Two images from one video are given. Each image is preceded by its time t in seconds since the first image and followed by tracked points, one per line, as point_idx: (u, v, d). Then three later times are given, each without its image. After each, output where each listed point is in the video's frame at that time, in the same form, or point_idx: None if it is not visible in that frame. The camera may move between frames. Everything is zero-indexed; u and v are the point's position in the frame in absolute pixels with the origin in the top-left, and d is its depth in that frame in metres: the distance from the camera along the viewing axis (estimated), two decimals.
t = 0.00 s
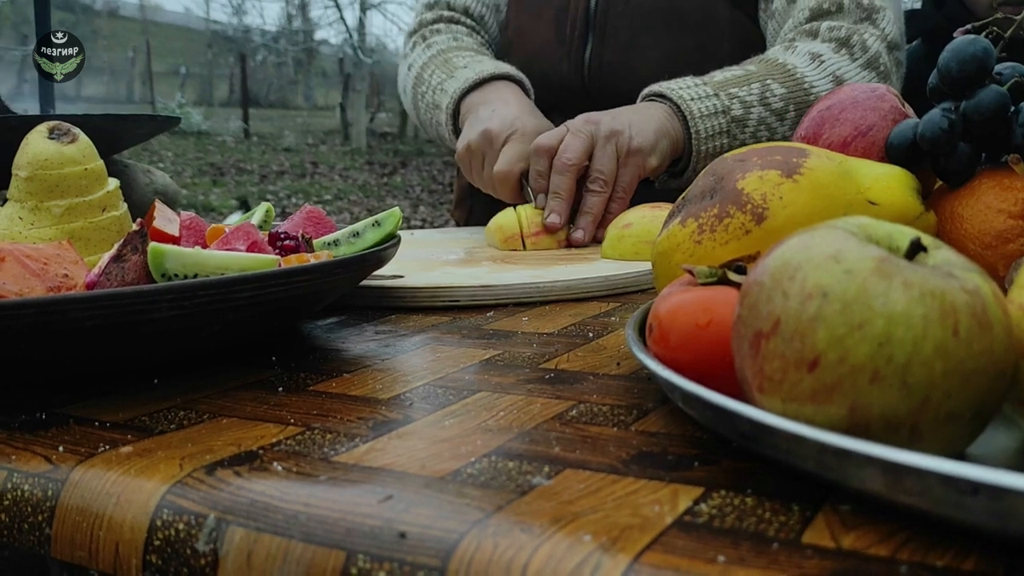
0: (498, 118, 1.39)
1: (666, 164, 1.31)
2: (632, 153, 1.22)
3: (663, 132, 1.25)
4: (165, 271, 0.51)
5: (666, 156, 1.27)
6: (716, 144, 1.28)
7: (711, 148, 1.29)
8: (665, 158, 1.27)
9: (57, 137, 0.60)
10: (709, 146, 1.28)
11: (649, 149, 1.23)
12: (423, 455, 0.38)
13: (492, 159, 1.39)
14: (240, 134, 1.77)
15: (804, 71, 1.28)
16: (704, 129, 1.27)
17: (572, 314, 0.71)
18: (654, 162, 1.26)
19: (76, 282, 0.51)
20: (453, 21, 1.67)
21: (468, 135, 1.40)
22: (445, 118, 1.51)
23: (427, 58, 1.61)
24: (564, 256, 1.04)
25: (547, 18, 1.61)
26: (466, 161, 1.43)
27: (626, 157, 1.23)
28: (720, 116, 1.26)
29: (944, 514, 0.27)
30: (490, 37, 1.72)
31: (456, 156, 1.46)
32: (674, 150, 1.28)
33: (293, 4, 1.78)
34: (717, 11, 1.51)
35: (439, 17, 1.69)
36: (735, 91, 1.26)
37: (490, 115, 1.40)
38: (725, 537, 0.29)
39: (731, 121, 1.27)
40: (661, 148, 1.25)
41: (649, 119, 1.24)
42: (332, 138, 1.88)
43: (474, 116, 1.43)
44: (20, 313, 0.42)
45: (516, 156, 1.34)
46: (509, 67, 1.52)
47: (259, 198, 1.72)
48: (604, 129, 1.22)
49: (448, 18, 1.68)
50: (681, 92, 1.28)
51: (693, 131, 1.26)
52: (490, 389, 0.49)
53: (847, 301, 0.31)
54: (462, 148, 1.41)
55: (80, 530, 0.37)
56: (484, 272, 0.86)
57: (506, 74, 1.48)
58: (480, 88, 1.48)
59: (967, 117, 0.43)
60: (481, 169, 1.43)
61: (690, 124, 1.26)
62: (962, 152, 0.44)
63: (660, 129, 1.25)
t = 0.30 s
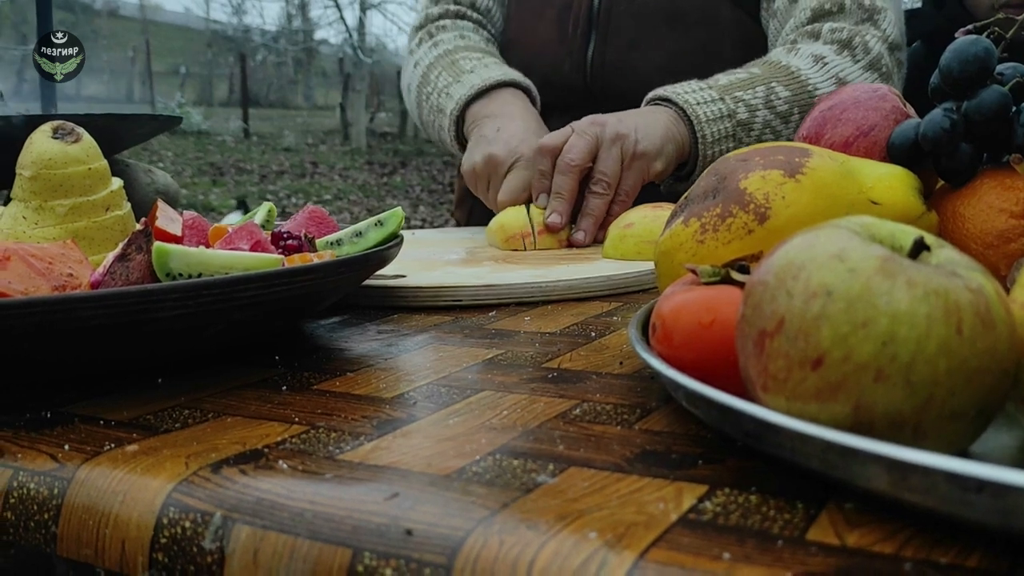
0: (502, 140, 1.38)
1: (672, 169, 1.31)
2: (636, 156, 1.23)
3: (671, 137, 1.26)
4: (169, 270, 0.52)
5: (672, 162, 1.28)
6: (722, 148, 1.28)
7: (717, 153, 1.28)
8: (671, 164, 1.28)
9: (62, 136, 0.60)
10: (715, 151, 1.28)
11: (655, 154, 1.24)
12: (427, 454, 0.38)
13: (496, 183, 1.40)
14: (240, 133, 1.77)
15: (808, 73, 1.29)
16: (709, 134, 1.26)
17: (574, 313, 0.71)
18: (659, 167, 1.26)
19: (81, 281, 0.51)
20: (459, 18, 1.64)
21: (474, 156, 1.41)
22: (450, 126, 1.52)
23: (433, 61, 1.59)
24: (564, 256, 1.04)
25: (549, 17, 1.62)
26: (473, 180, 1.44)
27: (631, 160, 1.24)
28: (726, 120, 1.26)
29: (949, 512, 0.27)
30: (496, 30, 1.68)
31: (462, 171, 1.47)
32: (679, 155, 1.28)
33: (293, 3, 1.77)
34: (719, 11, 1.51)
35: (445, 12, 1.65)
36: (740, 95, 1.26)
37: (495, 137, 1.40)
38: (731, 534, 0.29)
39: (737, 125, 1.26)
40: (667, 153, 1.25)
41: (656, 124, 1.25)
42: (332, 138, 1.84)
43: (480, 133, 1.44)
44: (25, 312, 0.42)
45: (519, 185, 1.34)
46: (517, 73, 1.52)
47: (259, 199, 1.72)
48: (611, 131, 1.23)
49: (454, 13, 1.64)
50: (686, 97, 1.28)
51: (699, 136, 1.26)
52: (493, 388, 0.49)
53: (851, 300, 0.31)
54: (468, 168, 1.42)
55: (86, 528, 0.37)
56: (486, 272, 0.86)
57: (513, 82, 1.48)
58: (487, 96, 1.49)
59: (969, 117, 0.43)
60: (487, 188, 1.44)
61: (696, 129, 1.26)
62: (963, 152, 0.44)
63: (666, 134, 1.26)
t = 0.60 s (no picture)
0: (502, 104, 1.39)
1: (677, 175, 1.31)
2: (642, 160, 1.23)
3: (678, 144, 1.26)
4: (169, 269, 0.52)
5: (677, 169, 1.29)
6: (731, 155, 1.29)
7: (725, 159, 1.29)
8: (677, 170, 1.28)
9: (62, 136, 0.60)
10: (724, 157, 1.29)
11: (661, 160, 1.25)
12: (428, 454, 0.38)
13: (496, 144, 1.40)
14: (240, 133, 1.76)
15: (813, 78, 1.29)
16: (719, 141, 1.27)
17: (574, 313, 0.71)
18: (665, 172, 1.27)
19: (81, 280, 0.51)
20: (451, 22, 1.67)
21: (473, 122, 1.41)
22: (450, 112, 1.52)
23: (429, 60, 1.60)
24: (565, 255, 1.03)
25: (552, 17, 1.62)
26: (471, 149, 1.44)
27: (636, 164, 1.24)
28: (734, 127, 1.27)
29: (951, 513, 0.27)
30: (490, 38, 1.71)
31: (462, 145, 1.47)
32: (686, 161, 1.29)
33: (292, 3, 1.76)
34: (720, 11, 1.51)
35: (437, 20, 1.68)
36: (747, 101, 1.27)
37: (493, 103, 1.41)
38: (732, 535, 0.29)
39: (745, 131, 1.27)
40: (673, 159, 1.26)
41: (664, 130, 1.26)
42: (331, 138, 1.83)
43: (480, 103, 1.44)
44: (25, 310, 0.42)
45: (519, 140, 1.36)
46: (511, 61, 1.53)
47: (259, 198, 1.71)
48: (618, 133, 1.24)
49: (446, 19, 1.67)
50: (694, 104, 1.28)
51: (707, 143, 1.27)
52: (494, 388, 0.49)
53: (854, 300, 0.31)
54: (467, 134, 1.41)
55: (86, 528, 0.37)
56: (487, 272, 0.86)
57: (508, 66, 1.50)
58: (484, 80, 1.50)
59: (972, 117, 0.43)
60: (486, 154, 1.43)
61: (705, 136, 1.27)
62: (965, 152, 0.44)
63: (674, 140, 1.26)
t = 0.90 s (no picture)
0: (515, 119, 1.39)
1: (677, 171, 1.31)
2: (641, 159, 1.24)
3: (677, 140, 1.26)
4: (171, 269, 0.52)
5: (677, 164, 1.29)
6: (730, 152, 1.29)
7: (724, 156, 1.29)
8: (676, 166, 1.28)
9: (62, 136, 0.60)
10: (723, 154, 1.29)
11: (660, 157, 1.25)
12: (430, 454, 0.38)
13: (507, 160, 1.40)
14: (240, 133, 1.77)
15: (816, 79, 1.29)
16: (719, 137, 1.27)
17: (575, 314, 0.71)
18: (664, 169, 1.27)
19: (82, 280, 0.51)
20: (469, 16, 1.66)
21: (485, 134, 1.41)
22: (460, 112, 1.52)
23: (442, 52, 1.60)
24: (565, 255, 1.03)
25: (557, 17, 1.62)
26: (480, 159, 1.44)
27: (636, 163, 1.24)
28: (735, 124, 1.27)
29: (954, 513, 0.27)
30: (503, 31, 1.71)
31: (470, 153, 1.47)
32: (686, 156, 1.29)
33: (292, 2, 1.77)
34: (724, 12, 1.51)
35: (455, 10, 1.67)
36: (749, 99, 1.26)
37: (506, 117, 1.41)
38: (734, 535, 0.29)
39: (745, 128, 1.27)
40: (672, 155, 1.26)
41: (662, 127, 1.26)
42: (331, 137, 1.83)
43: (491, 113, 1.44)
44: (26, 310, 0.42)
45: (530, 160, 1.35)
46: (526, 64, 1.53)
47: (258, 198, 1.73)
48: (616, 133, 1.24)
49: (464, 12, 1.67)
50: (695, 100, 1.28)
51: (708, 138, 1.27)
52: (495, 388, 0.49)
53: (857, 300, 0.31)
54: (478, 147, 1.42)
55: (87, 527, 0.37)
56: (488, 272, 0.86)
57: (524, 70, 1.49)
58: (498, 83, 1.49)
59: (974, 117, 0.43)
60: (495, 168, 1.44)
61: (706, 131, 1.27)
62: (967, 152, 0.44)
63: (673, 136, 1.26)
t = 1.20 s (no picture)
0: (513, 148, 1.39)
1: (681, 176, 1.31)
2: (645, 162, 1.24)
3: (681, 145, 1.27)
4: (171, 269, 0.51)
5: (681, 170, 1.28)
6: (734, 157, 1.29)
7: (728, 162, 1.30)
8: (680, 171, 1.28)
9: (63, 135, 0.60)
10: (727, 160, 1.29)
11: (664, 161, 1.25)
12: (431, 454, 0.38)
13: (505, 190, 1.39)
14: (239, 133, 1.76)
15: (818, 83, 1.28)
16: (722, 143, 1.27)
17: (576, 314, 0.71)
18: (668, 173, 1.27)
19: (83, 279, 0.51)
20: (464, 19, 1.67)
21: (484, 164, 1.41)
22: (460, 136, 1.53)
23: (442, 67, 1.60)
24: (565, 255, 1.03)
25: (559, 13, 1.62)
26: (482, 189, 1.44)
27: (639, 165, 1.24)
28: (738, 130, 1.27)
29: (956, 514, 0.27)
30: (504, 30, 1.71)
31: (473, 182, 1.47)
32: (690, 162, 1.28)
33: (292, 2, 1.78)
34: (725, 10, 1.51)
35: (450, 15, 1.68)
36: (751, 104, 1.27)
37: (504, 146, 1.40)
38: (737, 535, 0.29)
39: (749, 134, 1.27)
40: (677, 160, 1.26)
41: (667, 132, 1.26)
42: (331, 137, 1.84)
43: (491, 141, 1.44)
44: (27, 310, 0.42)
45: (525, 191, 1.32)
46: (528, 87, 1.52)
47: (258, 198, 1.75)
48: (621, 135, 1.24)
49: (459, 15, 1.67)
50: (697, 105, 1.28)
51: (711, 145, 1.27)
52: (496, 388, 0.49)
53: (860, 300, 0.31)
54: (477, 177, 1.41)
55: (88, 528, 0.37)
56: (488, 272, 0.86)
57: (523, 95, 1.49)
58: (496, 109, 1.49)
59: (975, 116, 0.43)
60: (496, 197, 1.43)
61: (709, 138, 1.27)
62: (969, 151, 0.44)
63: (677, 142, 1.26)
